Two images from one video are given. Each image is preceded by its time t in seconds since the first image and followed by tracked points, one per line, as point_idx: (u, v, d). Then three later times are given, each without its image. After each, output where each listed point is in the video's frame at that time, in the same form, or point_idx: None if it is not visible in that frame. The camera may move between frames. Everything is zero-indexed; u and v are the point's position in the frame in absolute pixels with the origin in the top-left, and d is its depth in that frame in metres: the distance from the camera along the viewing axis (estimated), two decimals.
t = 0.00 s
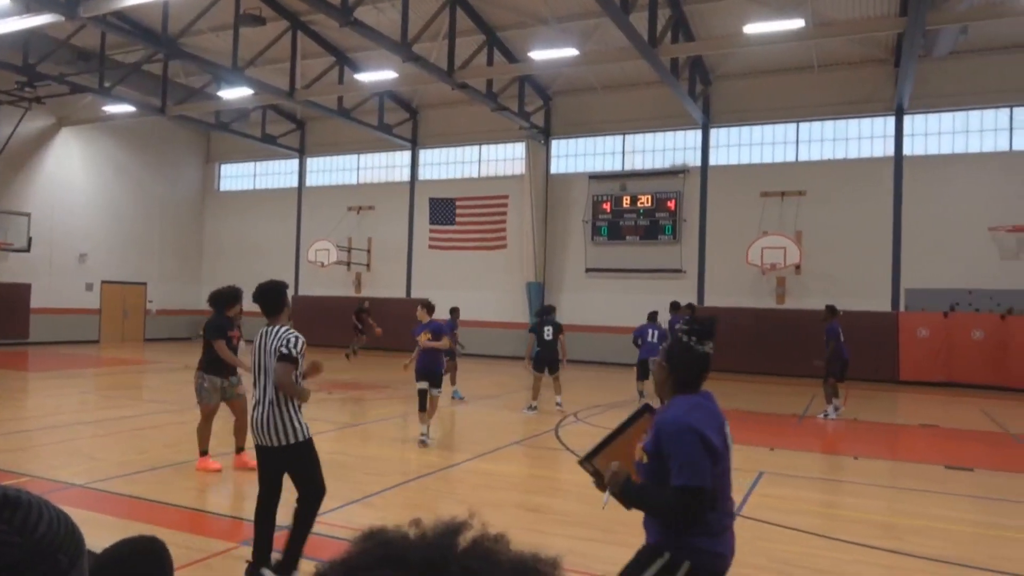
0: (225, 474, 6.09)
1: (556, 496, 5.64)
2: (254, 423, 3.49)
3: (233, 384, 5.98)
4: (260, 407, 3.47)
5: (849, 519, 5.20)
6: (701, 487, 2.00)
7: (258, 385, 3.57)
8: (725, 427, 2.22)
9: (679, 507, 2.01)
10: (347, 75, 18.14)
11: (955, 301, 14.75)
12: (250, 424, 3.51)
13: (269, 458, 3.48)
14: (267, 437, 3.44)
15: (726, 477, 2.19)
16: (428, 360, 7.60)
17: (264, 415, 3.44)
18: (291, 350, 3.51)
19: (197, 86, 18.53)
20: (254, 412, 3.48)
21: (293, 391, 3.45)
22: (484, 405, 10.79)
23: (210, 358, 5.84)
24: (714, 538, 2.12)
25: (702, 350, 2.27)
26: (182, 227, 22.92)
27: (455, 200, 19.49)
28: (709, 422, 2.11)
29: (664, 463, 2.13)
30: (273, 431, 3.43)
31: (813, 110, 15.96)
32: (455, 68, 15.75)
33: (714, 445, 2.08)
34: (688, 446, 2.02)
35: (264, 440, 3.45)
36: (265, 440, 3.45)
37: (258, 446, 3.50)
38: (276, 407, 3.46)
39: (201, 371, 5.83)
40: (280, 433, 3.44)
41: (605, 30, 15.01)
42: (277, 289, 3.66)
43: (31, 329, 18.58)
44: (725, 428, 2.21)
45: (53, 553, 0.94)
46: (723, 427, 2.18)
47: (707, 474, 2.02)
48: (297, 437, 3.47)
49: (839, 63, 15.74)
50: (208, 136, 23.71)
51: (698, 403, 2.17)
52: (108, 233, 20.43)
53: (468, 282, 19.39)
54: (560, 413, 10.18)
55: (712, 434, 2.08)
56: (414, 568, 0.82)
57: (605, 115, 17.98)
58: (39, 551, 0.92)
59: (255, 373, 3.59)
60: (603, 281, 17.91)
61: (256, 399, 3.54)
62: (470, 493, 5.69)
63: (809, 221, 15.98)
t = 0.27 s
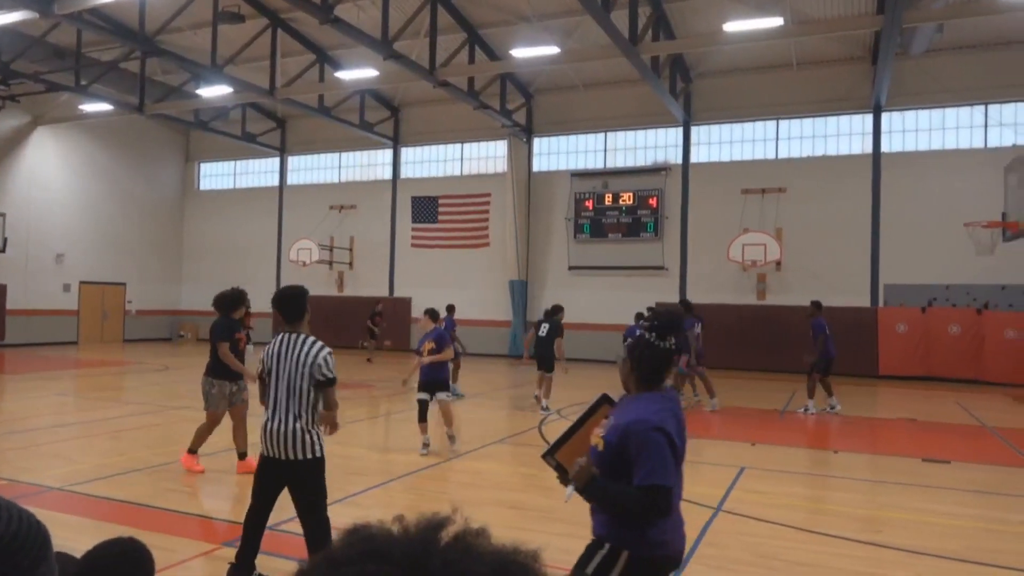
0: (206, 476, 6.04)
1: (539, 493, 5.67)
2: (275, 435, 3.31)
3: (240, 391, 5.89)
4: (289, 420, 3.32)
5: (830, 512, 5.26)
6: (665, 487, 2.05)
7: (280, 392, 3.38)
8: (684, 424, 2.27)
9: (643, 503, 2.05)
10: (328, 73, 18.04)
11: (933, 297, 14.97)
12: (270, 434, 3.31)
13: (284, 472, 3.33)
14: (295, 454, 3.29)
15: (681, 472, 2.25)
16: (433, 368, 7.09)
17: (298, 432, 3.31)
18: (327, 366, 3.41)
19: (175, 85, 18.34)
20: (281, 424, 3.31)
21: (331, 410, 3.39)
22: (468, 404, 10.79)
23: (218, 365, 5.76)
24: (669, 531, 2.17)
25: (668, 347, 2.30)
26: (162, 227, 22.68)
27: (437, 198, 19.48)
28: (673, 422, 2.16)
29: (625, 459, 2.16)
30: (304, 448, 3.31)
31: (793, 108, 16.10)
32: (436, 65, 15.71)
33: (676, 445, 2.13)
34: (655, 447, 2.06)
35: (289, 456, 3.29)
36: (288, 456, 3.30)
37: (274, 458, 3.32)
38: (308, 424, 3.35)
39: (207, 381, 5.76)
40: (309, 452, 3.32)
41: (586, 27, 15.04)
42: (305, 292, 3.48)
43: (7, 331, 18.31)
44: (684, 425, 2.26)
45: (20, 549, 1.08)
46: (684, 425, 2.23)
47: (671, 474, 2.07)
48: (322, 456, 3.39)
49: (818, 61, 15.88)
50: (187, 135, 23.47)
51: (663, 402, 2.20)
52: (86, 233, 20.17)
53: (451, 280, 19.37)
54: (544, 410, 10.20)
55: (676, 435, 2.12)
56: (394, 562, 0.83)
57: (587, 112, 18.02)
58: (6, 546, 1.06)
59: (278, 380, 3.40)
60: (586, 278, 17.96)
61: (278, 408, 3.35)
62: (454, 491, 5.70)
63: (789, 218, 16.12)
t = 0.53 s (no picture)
0: (187, 476, 6.00)
1: (521, 490, 5.69)
2: (299, 438, 3.21)
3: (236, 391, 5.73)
4: (314, 423, 3.24)
5: (809, 506, 5.32)
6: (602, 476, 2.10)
7: (301, 392, 3.25)
8: (646, 419, 2.27)
9: (578, 490, 2.11)
10: (308, 70, 17.92)
11: (910, 292, 15.19)
12: (294, 437, 3.21)
13: (302, 473, 3.25)
14: (321, 458, 3.23)
15: (647, 467, 2.25)
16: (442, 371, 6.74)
17: (325, 437, 3.24)
18: (353, 367, 3.35)
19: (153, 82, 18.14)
20: (307, 428, 3.22)
21: (353, 411, 3.36)
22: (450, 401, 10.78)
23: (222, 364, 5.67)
24: (631, 525, 2.19)
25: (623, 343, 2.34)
26: (140, 226, 22.44)
27: (418, 196, 19.43)
28: (620, 413, 2.18)
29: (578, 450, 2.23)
30: (328, 452, 3.25)
31: (773, 105, 16.21)
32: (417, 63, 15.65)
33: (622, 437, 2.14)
34: (591, 437, 2.12)
35: (314, 459, 3.22)
36: (312, 460, 3.23)
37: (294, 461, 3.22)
38: (332, 425, 3.29)
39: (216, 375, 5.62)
40: (332, 455, 3.27)
41: (567, 25, 15.06)
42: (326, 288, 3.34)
43: None
44: (645, 419, 2.27)
45: None
46: (640, 419, 2.24)
47: (610, 463, 2.11)
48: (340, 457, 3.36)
49: (796, 59, 16.02)
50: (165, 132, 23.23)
51: (612, 395, 2.24)
52: (62, 232, 19.91)
53: (433, 278, 19.34)
54: (526, 407, 10.22)
55: (621, 426, 2.15)
56: (362, 562, 0.83)
57: (568, 110, 18.06)
58: None
59: (299, 379, 3.27)
60: (567, 276, 18.00)
61: (300, 411, 3.24)
62: (436, 489, 5.70)
63: (769, 216, 16.25)
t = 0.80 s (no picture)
0: (169, 477, 5.95)
1: (505, 488, 5.69)
2: (315, 447, 3.05)
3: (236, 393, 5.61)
4: (330, 430, 3.09)
5: (792, 501, 5.37)
6: (561, 463, 2.17)
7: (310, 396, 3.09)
8: (628, 418, 2.29)
9: (544, 476, 2.19)
10: (291, 68, 17.81)
11: (890, 288, 15.34)
12: (311, 446, 3.04)
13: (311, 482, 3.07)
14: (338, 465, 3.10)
15: (627, 465, 2.26)
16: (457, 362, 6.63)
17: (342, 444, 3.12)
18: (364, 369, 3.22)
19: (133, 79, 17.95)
20: (324, 436, 3.07)
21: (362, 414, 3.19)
22: (435, 400, 10.77)
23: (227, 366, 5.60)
24: (604, 522, 2.20)
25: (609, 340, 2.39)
26: (120, 224, 22.20)
27: (402, 194, 19.39)
28: (591, 407, 2.23)
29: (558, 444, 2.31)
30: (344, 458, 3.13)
31: (755, 103, 16.32)
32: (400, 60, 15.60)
33: (592, 430, 2.20)
34: (554, 424, 2.20)
35: (330, 467, 3.08)
36: (328, 468, 3.08)
37: (310, 471, 3.05)
38: (345, 431, 3.16)
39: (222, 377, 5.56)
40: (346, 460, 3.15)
41: (551, 23, 15.06)
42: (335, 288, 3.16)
43: None
44: (627, 418, 2.28)
45: None
46: (618, 417, 2.26)
47: (570, 451, 2.17)
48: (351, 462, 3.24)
49: (779, 57, 16.12)
50: (146, 130, 23.01)
51: (591, 390, 2.30)
52: (40, 231, 19.66)
53: (418, 276, 19.29)
54: (511, 405, 10.22)
55: (588, 418, 2.20)
56: (341, 565, 0.83)
57: (552, 108, 18.07)
58: None
59: (312, 386, 3.09)
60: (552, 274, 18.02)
61: (314, 418, 3.08)
62: (421, 488, 5.69)
63: (752, 213, 16.36)
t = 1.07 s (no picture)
0: (156, 479, 5.91)
1: (495, 487, 5.70)
2: (327, 453, 3.04)
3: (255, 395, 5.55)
4: (342, 435, 3.08)
5: (779, 497, 5.42)
6: (550, 469, 2.15)
7: (324, 401, 3.07)
8: (617, 425, 2.30)
9: (532, 482, 2.17)
10: (276, 66, 17.72)
11: (875, 285, 15.46)
12: (324, 452, 3.03)
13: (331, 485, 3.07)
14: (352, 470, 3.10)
15: (613, 472, 2.28)
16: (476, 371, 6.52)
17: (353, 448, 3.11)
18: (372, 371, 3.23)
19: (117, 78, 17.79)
20: (336, 442, 3.05)
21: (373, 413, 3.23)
22: (423, 399, 10.76)
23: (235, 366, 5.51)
24: (586, 527, 2.22)
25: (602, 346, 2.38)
26: (104, 224, 22.02)
27: (389, 192, 19.36)
28: (583, 415, 2.22)
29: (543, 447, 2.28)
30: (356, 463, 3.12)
31: (742, 102, 16.41)
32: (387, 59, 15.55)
33: (582, 437, 2.19)
34: (544, 430, 2.18)
35: (342, 472, 3.08)
36: (341, 473, 3.08)
37: (323, 478, 3.04)
38: (357, 435, 3.16)
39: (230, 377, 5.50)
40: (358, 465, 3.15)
41: (537, 22, 15.07)
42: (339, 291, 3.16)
43: None
44: (615, 426, 2.29)
45: None
46: (607, 424, 2.26)
47: (561, 457, 2.15)
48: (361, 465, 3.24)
49: (763, 56, 16.22)
50: (130, 129, 22.82)
51: (580, 396, 2.28)
52: (23, 231, 19.45)
53: (405, 275, 19.26)
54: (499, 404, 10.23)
55: (579, 425, 2.19)
56: (329, 564, 0.84)
57: (538, 107, 18.09)
58: None
59: (322, 391, 3.08)
60: (539, 272, 18.05)
61: (327, 424, 3.06)
62: (410, 487, 5.69)
63: (738, 211, 16.45)
